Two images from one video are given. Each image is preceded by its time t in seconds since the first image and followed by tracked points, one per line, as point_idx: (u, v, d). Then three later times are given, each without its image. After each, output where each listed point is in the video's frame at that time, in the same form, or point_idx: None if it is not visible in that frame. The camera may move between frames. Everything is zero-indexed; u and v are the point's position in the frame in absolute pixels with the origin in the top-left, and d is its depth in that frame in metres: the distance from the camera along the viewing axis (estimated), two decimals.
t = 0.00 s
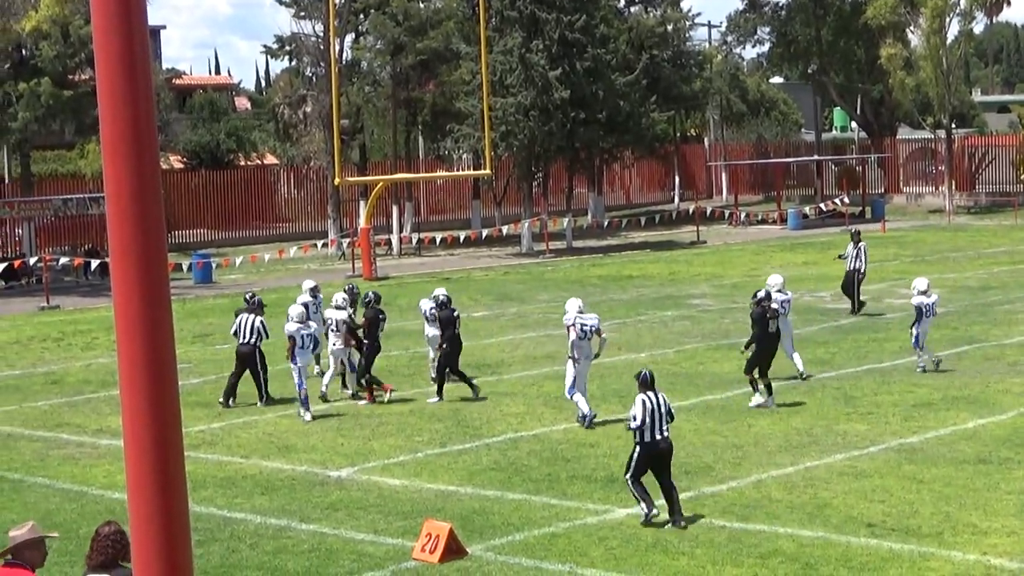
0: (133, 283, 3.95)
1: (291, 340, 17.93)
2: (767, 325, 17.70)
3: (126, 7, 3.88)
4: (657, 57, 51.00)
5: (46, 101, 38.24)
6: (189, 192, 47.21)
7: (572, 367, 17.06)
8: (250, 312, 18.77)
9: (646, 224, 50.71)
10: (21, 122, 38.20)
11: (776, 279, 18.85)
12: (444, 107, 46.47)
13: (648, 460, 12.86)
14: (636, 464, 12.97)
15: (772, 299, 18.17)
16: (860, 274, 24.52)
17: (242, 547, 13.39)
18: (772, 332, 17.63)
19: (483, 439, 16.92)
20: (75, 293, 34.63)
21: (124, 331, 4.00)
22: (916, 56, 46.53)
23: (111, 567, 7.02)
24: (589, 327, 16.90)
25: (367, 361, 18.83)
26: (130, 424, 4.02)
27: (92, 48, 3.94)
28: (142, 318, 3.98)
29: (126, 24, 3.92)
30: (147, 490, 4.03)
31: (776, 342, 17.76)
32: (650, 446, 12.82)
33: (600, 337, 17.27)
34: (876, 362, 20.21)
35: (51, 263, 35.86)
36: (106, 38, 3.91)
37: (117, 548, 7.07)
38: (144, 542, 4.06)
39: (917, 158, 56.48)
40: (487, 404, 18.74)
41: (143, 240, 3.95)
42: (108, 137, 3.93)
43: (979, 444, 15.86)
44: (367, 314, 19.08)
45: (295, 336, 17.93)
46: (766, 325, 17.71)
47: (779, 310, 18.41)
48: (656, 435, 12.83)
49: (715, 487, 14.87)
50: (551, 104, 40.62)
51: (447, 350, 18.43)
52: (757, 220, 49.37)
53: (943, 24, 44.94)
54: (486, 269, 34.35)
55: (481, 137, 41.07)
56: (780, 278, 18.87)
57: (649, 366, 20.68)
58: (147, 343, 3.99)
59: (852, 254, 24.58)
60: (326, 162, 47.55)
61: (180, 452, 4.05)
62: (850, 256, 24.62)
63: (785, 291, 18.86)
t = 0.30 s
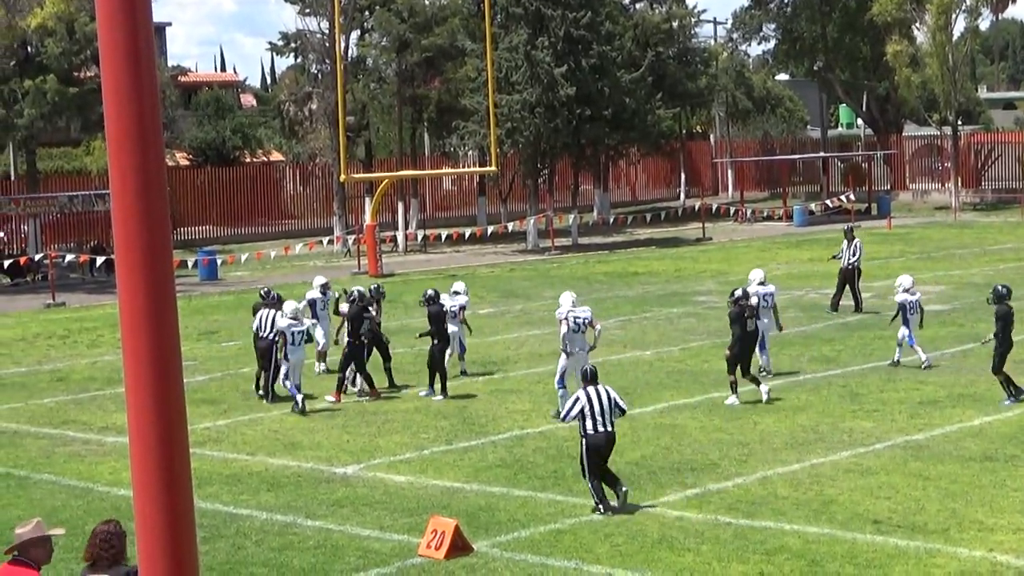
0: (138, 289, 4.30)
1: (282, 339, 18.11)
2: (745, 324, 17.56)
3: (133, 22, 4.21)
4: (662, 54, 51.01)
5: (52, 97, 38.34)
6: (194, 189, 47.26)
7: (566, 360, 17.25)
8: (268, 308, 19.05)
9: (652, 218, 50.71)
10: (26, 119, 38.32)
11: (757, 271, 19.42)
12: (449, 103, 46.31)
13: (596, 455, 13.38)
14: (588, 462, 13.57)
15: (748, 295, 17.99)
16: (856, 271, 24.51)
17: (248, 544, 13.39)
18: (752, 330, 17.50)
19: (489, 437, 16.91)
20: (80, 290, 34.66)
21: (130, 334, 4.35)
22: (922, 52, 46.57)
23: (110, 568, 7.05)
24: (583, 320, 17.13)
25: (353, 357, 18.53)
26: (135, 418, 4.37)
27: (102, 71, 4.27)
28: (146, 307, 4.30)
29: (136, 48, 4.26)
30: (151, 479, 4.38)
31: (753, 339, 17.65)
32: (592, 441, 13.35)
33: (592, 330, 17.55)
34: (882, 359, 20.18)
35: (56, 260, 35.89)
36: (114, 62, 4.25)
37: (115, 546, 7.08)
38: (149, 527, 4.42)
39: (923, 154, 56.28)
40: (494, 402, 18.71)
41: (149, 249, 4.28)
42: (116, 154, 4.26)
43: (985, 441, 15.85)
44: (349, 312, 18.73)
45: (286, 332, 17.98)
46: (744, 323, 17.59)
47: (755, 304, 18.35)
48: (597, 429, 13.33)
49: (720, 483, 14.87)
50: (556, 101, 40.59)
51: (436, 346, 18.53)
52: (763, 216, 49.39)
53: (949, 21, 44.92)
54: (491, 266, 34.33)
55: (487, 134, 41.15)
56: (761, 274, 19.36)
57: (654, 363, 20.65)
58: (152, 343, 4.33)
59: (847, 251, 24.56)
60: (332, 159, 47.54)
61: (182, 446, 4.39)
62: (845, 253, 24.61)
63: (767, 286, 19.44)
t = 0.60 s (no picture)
0: (139, 284, 4.03)
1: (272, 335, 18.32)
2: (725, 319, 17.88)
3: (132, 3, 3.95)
4: (665, 51, 50.87)
5: (54, 95, 38.31)
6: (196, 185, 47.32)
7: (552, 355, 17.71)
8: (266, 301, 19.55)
9: (654, 216, 50.70)
10: (28, 117, 38.25)
11: (740, 271, 19.72)
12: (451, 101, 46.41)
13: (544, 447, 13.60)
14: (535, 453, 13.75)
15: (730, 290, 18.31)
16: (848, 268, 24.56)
17: (250, 541, 13.40)
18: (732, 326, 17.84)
19: (490, 434, 16.92)
20: (80, 287, 34.65)
21: (132, 334, 4.08)
22: (924, 49, 46.67)
23: (107, 566, 7.08)
24: (566, 317, 17.58)
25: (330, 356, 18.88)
26: (137, 421, 4.09)
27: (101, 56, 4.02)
28: (149, 306, 4.04)
29: (137, 34, 4.01)
30: (153, 487, 4.10)
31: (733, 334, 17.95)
32: (540, 432, 13.58)
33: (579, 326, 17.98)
34: (884, 356, 20.18)
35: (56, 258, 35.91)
36: (114, 47, 4.00)
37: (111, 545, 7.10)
38: (151, 542, 4.14)
39: (925, 152, 56.23)
40: (495, 399, 18.72)
41: (151, 245, 4.02)
42: (116, 145, 4.01)
43: (987, 438, 15.84)
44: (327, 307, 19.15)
45: (276, 328, 18.19)
46: (725, 319, 17.87)
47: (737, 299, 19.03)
48: (543, 422, 13.60)
49: (723, 481, 14.87)
50: (557, 98, 40.53)
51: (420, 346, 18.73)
52: (764, 212, 49.26)
53: (951, 17, 44.96)
54: (492, 263, 34.32)
55: (488, 131, 41.16)
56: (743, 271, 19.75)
57: (656, 361, 20.64)
58: (155, 342, 4.06)
59: (839, 249, 24.58)
60: (334, 156, 47.51)
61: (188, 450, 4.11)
62: (835, 251, 24.66)
63: (749, 283, 19.73)
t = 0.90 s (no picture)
0: (133, 282, 3.88)
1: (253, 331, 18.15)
2: (712, 315, 17.72)
3: None
4: (667, 44, 50.80)
5: (45, 90, 38.05)
6: (190, 182, 47.05)
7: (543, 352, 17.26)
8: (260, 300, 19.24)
9: (657, 213, 50.44)
10: (19, 112, 38.03)
11: (725, 267, 19.18)
12: (450, 95, 45.86)
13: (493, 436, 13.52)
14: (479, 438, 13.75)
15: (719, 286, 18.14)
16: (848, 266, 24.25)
17: (245, 544, 13.09)
18: (718, 323, 17.71)
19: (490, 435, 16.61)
20: (73, 285, 34.35)
21: (123, 330, 3.92)
22: (932, 42, 46.30)
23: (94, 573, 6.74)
24: (557, 312, 17.29)
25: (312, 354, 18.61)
26: (128, 420, 3.95)
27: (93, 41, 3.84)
28: (142, 305, 3.90)
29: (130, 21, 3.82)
30: (147, 490, 3.97)
31: (719, 332, 17.80)
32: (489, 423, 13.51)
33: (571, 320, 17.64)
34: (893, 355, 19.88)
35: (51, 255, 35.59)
36: (106, 36, 3.82)
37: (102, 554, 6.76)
38: (143, 543, 4.01)
39: (933, 146, 55.98)
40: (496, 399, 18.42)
41: (144, 241, 3.88)
42: (108, 133, 3.84)
43: (997, 439, 15.54)
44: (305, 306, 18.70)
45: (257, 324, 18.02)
46: (712, 315, 17.73)
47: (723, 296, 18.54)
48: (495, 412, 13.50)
49: (727, 482, 14.56)
50: (559, 92, 40.26)
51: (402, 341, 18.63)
52: (770, 210, 48.88)
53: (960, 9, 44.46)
54: (493, 260, 34.00)
55: (489, 126, 40.81)
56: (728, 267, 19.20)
57: (660, 360, 20.34)
58: (147, 337, 3.91)
59: (839, 246, 24.04)
60: (330, 152, 47.16)
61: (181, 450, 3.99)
62: (837, 249, 24.25)
63: (734, 279, 19.20)
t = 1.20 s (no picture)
0: (115, 278, 3.86)
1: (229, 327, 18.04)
2: (699, 311, 17.16)
3: None
4: (672, 29, 49.99)
5: (24, 77, 37.43)
6: (175, 174, 46.60)
7: (534, 347, 16.77)
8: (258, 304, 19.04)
9: (659, 205, 49.73)
10: None
11: (707, 262, 18.58)
12: (445, 83, 45.02)
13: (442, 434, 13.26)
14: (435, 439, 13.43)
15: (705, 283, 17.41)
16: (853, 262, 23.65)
17: (232, 550, 12.48)
18: (706, 319, 17.12)
19: (489, 437, 15.98)
20: (55, 280, 33.70)
21: (106, 325, 3.91)
22: (947, 27, 45.60)
23: None
24: (555, 306, 16.85)
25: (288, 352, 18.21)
26: (110, 417, 3.94)
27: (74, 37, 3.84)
28: (125, 307, 3.89)
29: (111, 18, 3.82)
30: (131, 489, 3.96)
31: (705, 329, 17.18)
32: (438, 419, 13.23)
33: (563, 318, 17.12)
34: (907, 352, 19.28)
35: (36, 249, 34.95)
36: (88, 29, 3.83)
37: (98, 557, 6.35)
38: (127, 542, 4.01)
39: (948, 136, 55.24)
40: (495, 399, 17.82)
41: (127, 243, 3.86)
42: (90, 128, 3.82)
43: (1015, 440, 14.94)
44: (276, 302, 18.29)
45: (230, 320, 17.86)
46: (699, 310, 17.16)
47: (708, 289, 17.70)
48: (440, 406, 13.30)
49: (734, 485, 13.96)
50: (559, 80, 39.54)
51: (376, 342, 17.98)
52: (778, 201, 48.45)
53: None
54: (491, 254, 33.37)
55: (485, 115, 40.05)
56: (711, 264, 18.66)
57: (664, 358, 19.73)
58: (129, 335, 3.89)
59: (846, 241, 23.61)
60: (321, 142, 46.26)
61: (165, 449, 3.98)
62: (842, 243, 23.63)
63: (717, 276, 18.62)
